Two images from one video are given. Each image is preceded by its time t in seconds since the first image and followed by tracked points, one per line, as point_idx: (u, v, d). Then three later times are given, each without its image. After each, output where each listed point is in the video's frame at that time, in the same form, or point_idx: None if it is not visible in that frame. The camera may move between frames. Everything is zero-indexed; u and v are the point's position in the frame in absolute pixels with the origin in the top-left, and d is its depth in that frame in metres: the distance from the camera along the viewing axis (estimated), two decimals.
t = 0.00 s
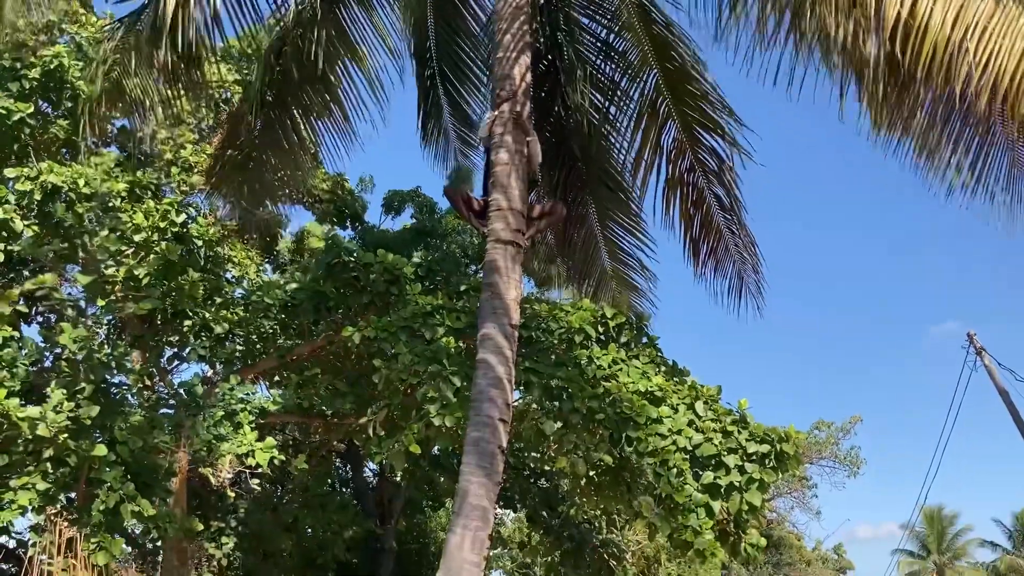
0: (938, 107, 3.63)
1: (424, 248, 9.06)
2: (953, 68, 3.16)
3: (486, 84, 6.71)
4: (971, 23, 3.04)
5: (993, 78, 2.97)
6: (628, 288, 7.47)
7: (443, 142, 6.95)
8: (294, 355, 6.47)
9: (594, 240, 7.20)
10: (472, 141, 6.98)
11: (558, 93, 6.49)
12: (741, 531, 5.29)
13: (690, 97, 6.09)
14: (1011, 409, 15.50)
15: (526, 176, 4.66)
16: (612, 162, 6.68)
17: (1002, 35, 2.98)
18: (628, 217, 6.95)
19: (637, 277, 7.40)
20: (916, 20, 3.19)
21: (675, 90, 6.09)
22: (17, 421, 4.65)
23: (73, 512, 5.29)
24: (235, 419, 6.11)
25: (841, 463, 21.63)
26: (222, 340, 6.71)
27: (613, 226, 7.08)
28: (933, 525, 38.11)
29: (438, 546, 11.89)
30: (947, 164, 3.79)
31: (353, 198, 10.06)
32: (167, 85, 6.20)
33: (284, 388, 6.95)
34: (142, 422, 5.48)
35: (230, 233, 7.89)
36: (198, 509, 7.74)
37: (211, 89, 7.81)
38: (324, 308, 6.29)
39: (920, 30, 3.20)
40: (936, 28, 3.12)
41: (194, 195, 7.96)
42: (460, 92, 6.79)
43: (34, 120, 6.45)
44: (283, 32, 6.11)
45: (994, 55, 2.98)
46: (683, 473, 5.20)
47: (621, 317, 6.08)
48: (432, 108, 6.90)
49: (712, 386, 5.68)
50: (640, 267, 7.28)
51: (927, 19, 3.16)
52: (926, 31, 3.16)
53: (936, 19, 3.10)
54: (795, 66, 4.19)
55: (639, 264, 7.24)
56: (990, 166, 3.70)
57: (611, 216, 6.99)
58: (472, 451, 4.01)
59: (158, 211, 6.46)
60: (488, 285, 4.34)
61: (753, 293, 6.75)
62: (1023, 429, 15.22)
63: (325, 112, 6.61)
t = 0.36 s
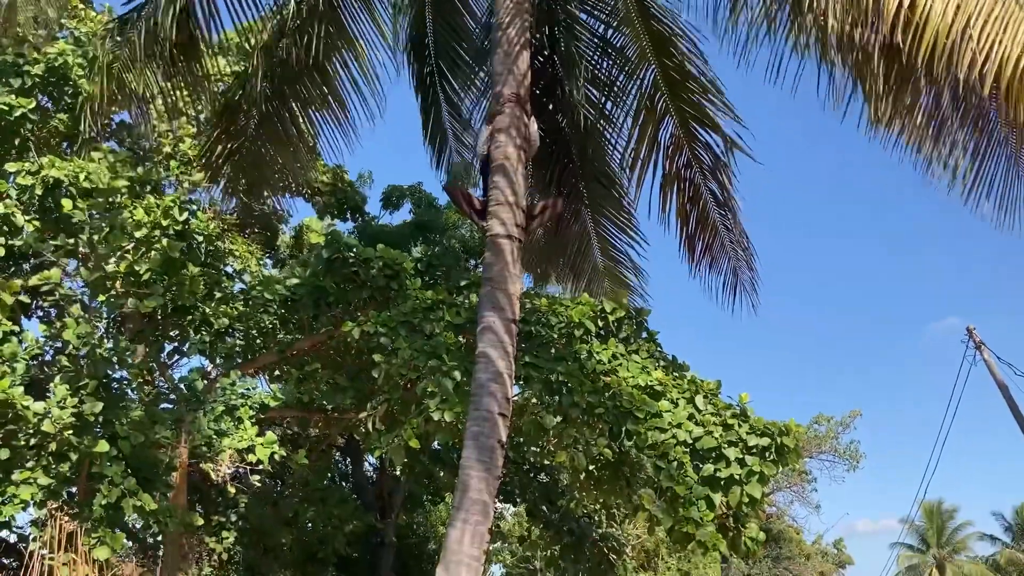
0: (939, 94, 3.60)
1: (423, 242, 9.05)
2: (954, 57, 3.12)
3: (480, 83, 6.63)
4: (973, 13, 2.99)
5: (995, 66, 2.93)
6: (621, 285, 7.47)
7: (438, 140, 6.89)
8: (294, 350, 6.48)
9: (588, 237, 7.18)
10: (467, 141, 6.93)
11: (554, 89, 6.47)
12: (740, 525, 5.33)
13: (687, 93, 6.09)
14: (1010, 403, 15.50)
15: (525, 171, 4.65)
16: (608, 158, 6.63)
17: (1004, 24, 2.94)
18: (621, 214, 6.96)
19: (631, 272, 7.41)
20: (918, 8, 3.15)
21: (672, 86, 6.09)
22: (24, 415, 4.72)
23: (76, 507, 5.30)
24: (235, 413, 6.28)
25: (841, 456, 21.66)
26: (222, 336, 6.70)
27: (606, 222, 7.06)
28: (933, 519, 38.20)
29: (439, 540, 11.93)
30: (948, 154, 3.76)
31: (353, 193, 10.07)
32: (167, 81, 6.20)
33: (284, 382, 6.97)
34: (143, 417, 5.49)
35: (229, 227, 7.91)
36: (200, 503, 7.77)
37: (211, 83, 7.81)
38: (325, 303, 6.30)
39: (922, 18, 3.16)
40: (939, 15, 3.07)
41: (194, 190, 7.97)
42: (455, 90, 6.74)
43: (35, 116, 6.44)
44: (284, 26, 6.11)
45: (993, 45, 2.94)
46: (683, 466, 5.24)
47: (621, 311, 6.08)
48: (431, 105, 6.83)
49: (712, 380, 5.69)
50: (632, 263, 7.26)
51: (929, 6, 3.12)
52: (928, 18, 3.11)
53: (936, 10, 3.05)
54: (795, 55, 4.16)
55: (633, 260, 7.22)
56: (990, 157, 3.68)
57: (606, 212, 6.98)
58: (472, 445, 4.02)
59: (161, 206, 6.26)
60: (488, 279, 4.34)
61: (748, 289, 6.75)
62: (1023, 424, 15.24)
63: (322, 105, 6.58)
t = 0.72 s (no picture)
0: (936, 89, 3.62)
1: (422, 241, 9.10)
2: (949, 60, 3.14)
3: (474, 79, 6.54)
4: (969, 15, 3.01)
5: (989, 69, 2.96)
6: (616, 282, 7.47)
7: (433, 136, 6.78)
8: (293, 347, 6.48)
9: (581, 234, 7.17)
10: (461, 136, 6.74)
11: (551, 87, 6.45)
12: (738, 523, 5.36)
13: (684, 92, 6.07)
14: (1009, 401, 15.52)
15: (523, 170, 4.64)
16: (604, 156, 6.63)
17: (999, 27, 2.96)
18: (615, 213, 6.99)
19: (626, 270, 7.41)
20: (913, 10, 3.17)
21: (670, 84, 6.07)
22: (23, 411, 4.69)
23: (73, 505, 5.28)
24: (235, 411, 6.20)
25: (840, 454, 21.68)
26: (221, 333, 6.69)
27: (597, 220, 7.07)
28: (931, 516, 38.27)
29: (438, 537, 11.94)
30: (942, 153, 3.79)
31: (351, 190, 10.08)
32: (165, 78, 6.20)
33: (283, 379, 6.97)
34: (142, 414, 5.48)
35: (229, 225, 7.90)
36: (199, 499, 7.78)
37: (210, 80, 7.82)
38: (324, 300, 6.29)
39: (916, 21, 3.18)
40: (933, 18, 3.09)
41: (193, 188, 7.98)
42: (450, 86, 6.64)
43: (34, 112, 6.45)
44: (283, 22, 6.09)
45: (987, 48, 2.97)
46: (681, 464, 5.25)
47: (619, 309, 6.08)
48: (428, 103, 6.80)
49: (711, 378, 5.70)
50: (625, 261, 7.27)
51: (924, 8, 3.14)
52: (923, 21, 3.13)
53: (932, 12, 3.06)
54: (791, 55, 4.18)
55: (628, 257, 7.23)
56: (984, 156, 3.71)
57: (600, 209, 6.99)
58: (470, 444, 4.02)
59: (159, 204, 6.31)
60: (487, 278, 4.34)
61: (744, 287, 6.76)
62: None
63: (320, 103, 6.56)
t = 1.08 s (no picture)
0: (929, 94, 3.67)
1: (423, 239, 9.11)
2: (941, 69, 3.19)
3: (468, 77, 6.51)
4: (961, 26, 3.05)
5: (978, 80, 3.01)
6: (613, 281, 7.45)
7: (424, 130, 6.76)
8: (291, 345, 6.48)
9: (577, 231, 7.16)
10: (453, 132, 6.72)
11: (547, 86, 6.45)
12: (735, 522, 5.37)
13: (681, 91, 6.08)
14: (1006, 403, 15.55)
15: (522, 169, 4.64)
16: (600, 154, 6.63)
17: (991, 38, 3.01)
18: (611, 210, 6.98)
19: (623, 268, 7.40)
20: (908, 18, 3.22)
21: (668, 83, 6.07)
22: (21, 407, 4.69)
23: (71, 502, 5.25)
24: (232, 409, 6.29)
25: (838, 454, 21.70)
26: (220, 331, 6.63)
27: (592, 218, 7.07)
28: (928, 516, 38.34)
29: (435, 536, 11.93)
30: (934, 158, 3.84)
31: (348, 188, 10.11)
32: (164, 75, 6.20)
33: (280, 378, 6.97)
34: (140, 411, 5.45)
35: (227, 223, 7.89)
36: (195, 497, 7.77)
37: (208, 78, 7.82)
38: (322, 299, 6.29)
39: (911, 29, 3.23)
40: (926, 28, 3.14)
41: (190, 186, 7.98)
42: (443, 81, 6.64)
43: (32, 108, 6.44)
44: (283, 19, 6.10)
45: (978, 59, 3.02)
46: (678, 464, 5.26)
47: (617, 307, 6.07)
48: (418, 97, 6.80)
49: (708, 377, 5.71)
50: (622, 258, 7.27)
51: (918, 18, 3.19)
52: (917, 30, 3.17)
53: (925, 22, 3.11)
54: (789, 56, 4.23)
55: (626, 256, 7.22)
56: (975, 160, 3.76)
57: (597, 207, 6.98)
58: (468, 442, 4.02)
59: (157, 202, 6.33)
60: (485, 277, 4.35)
61: (742, 285, 6.76)
62: None
63: (320, 101, 6.58)
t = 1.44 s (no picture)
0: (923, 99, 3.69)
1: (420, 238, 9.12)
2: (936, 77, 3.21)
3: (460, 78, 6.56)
4: (957, 35, 3.07)
5: (972, 90, 3.03)
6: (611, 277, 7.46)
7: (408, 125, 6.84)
8: (289, 343, 6.48)
9: (576, 227, 7.17)
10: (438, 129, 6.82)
11: (545, 84, 6.44)
12: (733, 520, 5.38)
13: (680, 90, 6.10)
14: (1003, 404, 15.58)
15: (520, 167, 4.64)
16: (598, 152, 6.63)
17: (985, 49, 3.03)
18: (610, 207, 7.00)
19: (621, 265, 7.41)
20: (904, 25, 3.23)
21: (667, 81, 6.07)
22: (19, 405, 4.69)
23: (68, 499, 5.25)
24: (229, 405, 6.09)
25: (834, 454, 21.74)
26: (217, 329, 6.65)
27: (592, 214, 7.09)
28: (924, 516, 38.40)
29: (432, 534, 11.93)
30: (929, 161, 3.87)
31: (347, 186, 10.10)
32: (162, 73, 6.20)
33: (277, 376, 6.97)
34: (137, 409, 5.46)
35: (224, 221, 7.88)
36: (192, 494, 7.77)
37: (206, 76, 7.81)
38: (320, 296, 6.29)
39: (907, 36, 3.24)
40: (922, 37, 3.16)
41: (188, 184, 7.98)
42: (434, 78, 6.67)
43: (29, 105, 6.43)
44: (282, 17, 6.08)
45: (972, 70, 3.05)
46: (675, 462, 5.27)
47: (616, 306, 6.01)
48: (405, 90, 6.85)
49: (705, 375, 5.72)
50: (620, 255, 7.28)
51: (914, 26, 3.20)
52: (913, 38, 3.19)
53: (921, 30, 3.13)
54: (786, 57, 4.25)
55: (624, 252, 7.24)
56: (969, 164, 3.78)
57: (595, 204, 6.99)
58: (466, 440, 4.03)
59: (154, 199, 6.38)
60: (484, 276, 4.35)
61: (738, 283, 6.78)
62: (1021, 432, 15.27)
63: (320, 99, 6.58)
